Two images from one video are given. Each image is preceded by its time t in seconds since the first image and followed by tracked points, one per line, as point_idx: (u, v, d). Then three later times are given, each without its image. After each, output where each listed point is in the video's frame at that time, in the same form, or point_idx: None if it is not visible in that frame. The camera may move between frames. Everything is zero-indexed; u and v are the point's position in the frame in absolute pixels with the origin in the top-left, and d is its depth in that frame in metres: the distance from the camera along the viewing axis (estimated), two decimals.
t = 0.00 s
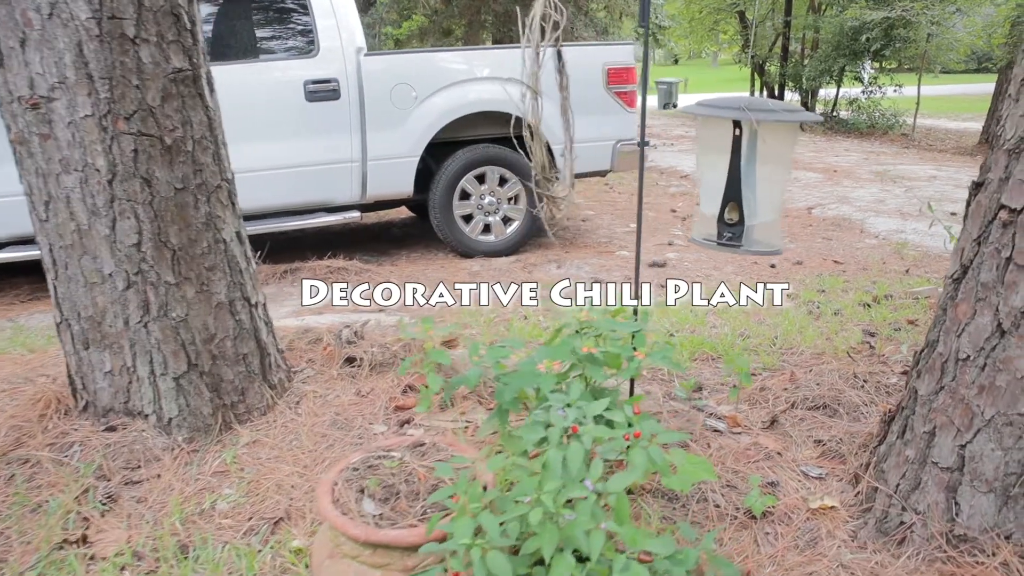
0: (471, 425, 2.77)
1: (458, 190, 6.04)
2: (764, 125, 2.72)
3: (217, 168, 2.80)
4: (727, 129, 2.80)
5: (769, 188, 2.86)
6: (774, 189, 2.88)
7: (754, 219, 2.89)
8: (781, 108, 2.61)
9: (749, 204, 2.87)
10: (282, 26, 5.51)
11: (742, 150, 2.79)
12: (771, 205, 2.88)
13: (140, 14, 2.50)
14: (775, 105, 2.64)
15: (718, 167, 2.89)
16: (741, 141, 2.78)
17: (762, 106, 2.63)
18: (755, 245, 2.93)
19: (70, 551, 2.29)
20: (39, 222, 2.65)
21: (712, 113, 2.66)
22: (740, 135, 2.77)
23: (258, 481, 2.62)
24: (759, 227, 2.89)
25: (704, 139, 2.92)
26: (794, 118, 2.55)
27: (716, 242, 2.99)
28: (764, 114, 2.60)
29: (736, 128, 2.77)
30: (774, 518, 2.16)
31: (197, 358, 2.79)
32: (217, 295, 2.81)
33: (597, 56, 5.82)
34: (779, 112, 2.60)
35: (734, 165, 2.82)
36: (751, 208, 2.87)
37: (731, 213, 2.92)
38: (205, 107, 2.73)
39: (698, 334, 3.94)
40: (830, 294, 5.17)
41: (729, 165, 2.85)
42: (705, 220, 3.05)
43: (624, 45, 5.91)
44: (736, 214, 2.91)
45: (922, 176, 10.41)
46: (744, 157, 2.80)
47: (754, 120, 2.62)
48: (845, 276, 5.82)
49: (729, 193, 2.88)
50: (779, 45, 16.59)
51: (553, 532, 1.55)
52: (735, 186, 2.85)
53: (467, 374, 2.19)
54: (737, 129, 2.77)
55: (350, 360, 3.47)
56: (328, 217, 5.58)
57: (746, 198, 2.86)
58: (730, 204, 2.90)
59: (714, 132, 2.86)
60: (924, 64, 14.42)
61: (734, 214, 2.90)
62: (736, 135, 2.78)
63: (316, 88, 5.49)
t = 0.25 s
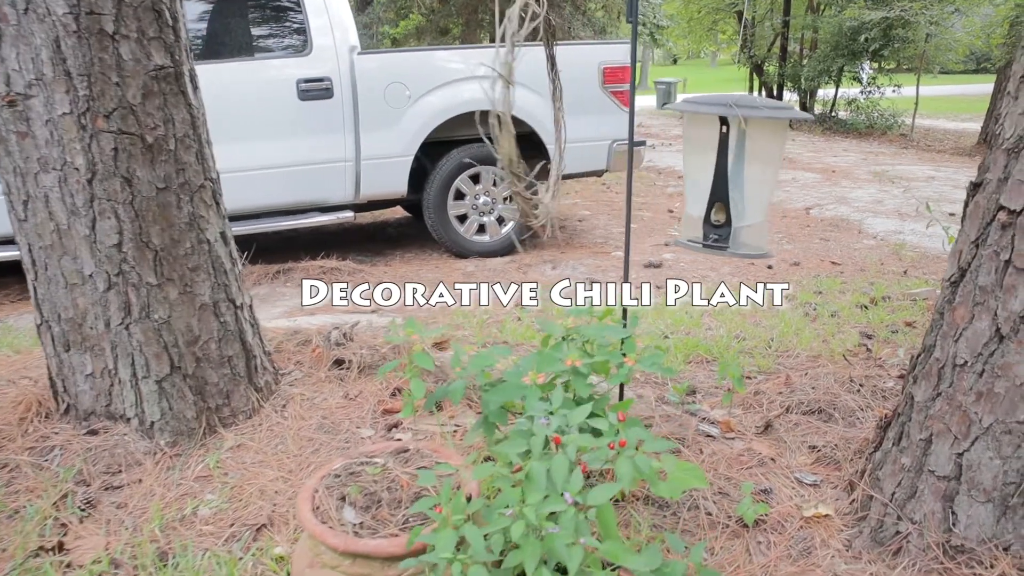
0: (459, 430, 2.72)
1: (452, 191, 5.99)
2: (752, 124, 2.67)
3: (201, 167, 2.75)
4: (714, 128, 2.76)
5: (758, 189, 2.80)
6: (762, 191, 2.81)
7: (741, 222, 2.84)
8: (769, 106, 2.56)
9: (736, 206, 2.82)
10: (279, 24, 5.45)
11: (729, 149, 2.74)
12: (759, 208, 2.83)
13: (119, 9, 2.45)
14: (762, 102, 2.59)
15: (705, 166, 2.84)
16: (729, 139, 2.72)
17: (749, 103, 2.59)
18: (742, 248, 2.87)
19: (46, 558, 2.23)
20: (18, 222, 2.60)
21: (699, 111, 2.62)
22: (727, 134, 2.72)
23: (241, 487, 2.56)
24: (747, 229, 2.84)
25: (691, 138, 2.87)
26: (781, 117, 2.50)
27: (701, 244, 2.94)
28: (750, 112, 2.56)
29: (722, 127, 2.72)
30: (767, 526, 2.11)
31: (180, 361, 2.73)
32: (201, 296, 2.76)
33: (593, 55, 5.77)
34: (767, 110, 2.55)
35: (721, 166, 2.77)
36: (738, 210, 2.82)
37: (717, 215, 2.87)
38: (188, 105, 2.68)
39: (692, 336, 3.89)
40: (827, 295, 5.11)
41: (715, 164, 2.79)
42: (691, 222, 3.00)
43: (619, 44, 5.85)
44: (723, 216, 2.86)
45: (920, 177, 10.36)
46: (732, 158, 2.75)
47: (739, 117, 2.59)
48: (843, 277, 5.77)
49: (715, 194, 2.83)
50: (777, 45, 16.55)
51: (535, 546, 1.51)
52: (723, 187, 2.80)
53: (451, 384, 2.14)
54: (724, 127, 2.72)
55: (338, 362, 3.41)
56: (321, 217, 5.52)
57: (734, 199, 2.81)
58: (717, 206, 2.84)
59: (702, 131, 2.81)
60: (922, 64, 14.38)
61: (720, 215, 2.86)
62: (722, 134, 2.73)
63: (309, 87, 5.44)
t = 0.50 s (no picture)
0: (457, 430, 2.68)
1: (451, 190, 5.95)
2: (753, 119, 2.64)
3: (194, 164, 2.71)
4: (714, 124, 2.72)
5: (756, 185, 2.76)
6: (761, 188, 2.77)
7: (739, 218, 2.80)
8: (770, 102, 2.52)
9: (734, 203, 2.78)
10: (279, 22, 5.41)
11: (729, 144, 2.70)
12: (757, 205, 2.79)
13: (110, 3, 2.41)
14: (763, 98, 2.56)
15: (704, 163, 2.79)
16: (729, 134, 2.69)
17: (749, 97, 2.55)
18: (739, 246, 2.84)
19: (35, 560, 2.20)
20: (9, 220, 2.56)
21: (700, 105, 2.58)
22: (727, 129, 2.69)
23: (235, 488, 2.53)
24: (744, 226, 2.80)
25: (689, 133, 2.82)
26: (783, 113, 2.45)
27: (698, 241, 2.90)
28: (750, 108, 2.52)
29: (723, 121, 2.69)
30: (769, 530, 2.07)
31: (173, 360, 2.70)
32: (195, 295, 2.72)
33: (594, 54, 5.73)
34: (767, 107, 2.51)
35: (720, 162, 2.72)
36: (736, 207, 2.78)
37: (714, 212, 2.83)
38: (182, 100, 2.64)
39: (693, 336, 3.85)
40: (829, 295, 5.07)
41: (714, 161, 2.74)
42: (687, 218, 2.95)
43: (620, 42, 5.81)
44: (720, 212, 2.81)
45: (922, 177, 10.32)
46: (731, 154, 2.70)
47: (740, 112, 2.55)
48: (845, 277, 5.73)
49: (713, 190, 2.78)
50: (779, 45, 16.52)
51: (532, 550, 1.48)
52: (721, 183, 2.75)
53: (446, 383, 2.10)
54: (724, 122, 2.69)
55: (334, 362, 3.38)
56: (319, 216, 5.49)
57: (732, 195, 2.76)
58: (714, 202, 2.80)
59: (701, 126, 2.77)
60: (924, 64, 14.34)
61: (717, 212, 2.81)
62: (722, 128, 2.70)
63: (308, 84, 5.40)
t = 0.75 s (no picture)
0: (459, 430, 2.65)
1: (454, 189, 5.91)
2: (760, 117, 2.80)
3: (192, 160, 2.68)
4: (722, 122, 2.87)
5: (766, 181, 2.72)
6: (770, 187, 2.90)
7: (749, 214, 2.99)
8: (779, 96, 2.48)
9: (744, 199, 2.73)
10: (280, 20, 5.37)
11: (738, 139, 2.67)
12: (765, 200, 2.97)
13: None
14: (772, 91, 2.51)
15: (714, 159, 2.94)
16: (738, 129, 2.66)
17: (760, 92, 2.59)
18: (750, 240, 3.02)
19: (28, 563, 2.16)
20: (4, 216, 2.53)
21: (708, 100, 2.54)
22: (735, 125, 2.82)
23: (232, 489, 2.49)
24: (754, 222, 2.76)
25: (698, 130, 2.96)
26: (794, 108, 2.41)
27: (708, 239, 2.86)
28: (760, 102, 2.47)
29: (732, 119, 2.83)
30: (776, 534, 2.04)
31: (170, 359, 2.66)
32: (193, 293, 2.69)
33: (597, 52, 5.70)
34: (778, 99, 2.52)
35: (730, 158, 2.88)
36: (746, 203, 2.96)
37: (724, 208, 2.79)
38: (179, 96, 2.61)
39: (697, 336, 3.81)
40: (833, 295, 5.03)
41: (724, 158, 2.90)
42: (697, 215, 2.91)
43: (624, 40, 5.78)
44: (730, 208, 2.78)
45: (926, 177, 10.27)
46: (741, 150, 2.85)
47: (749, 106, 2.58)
48: (849, 277, 5.68)
49: (724, 187, 2.95)
50: (782, 45, 16.48)
51: (534, 555, 1.43)
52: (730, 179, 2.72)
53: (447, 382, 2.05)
54: (733, 120, 2.82)
55: (334, 361, 3.34)
56: (320, 215, 5.45)
57: (741, 192, 2.93)
58: (724, 197, 2.97)
59: (709, 123, 2.91)
60: (927, 65, 14.29)
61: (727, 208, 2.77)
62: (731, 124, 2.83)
63: (309, 82, 5.37)
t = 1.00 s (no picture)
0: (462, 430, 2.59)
1: (456, 186, 5.86)
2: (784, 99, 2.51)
3: (190, 153, 2.62)
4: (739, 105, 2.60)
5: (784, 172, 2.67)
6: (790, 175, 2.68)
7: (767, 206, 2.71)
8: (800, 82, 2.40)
9: (763, 190, 2.68)
10: (281, 16, 5.33)
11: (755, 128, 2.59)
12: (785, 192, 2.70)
13: None
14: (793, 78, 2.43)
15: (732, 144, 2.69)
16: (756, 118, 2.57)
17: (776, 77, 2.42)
18: (768, 234, 2.75)
19: (19, 565, 2.10)
20: None
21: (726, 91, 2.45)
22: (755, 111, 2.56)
23: (230, 489, 2.43)
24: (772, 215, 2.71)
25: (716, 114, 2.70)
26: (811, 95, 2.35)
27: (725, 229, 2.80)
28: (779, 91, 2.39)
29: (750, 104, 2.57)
30: (789, 536, 1.98)
31: (167, 356, 2.61)
32: (191, 289, 2.64)
33: (601, 49, 5.64)
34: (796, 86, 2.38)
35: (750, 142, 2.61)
36: (765, 194, 2.69)
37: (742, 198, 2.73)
38: (177, 87, 2.56)
39: (703, 334, 3.75)
40: (840, 294, 4.97)
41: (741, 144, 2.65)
42: (714, 206, 2.86)
43: (629, 37, 5.74)
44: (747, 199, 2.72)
45: (931, 177, 10.20)
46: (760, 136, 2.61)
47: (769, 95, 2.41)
48: (855, 276, 5.62)
49: (740, 176, 2.70)
50: (784, 44, 16.41)
51: (545, 560, 1.37)
52: (749, 169, 2.66)
53: (451, 379, 1.99)
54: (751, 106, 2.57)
55: (335, 359, 3.28)
56: (321, 212, 5.40)
57: (760, 181, 2.68)
58: (742, 189, 2.70)
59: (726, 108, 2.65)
60: (931, 64, 14.21)
61: (745, 200, 2.72)
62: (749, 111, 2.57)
63: (310, 78, 5.32)
